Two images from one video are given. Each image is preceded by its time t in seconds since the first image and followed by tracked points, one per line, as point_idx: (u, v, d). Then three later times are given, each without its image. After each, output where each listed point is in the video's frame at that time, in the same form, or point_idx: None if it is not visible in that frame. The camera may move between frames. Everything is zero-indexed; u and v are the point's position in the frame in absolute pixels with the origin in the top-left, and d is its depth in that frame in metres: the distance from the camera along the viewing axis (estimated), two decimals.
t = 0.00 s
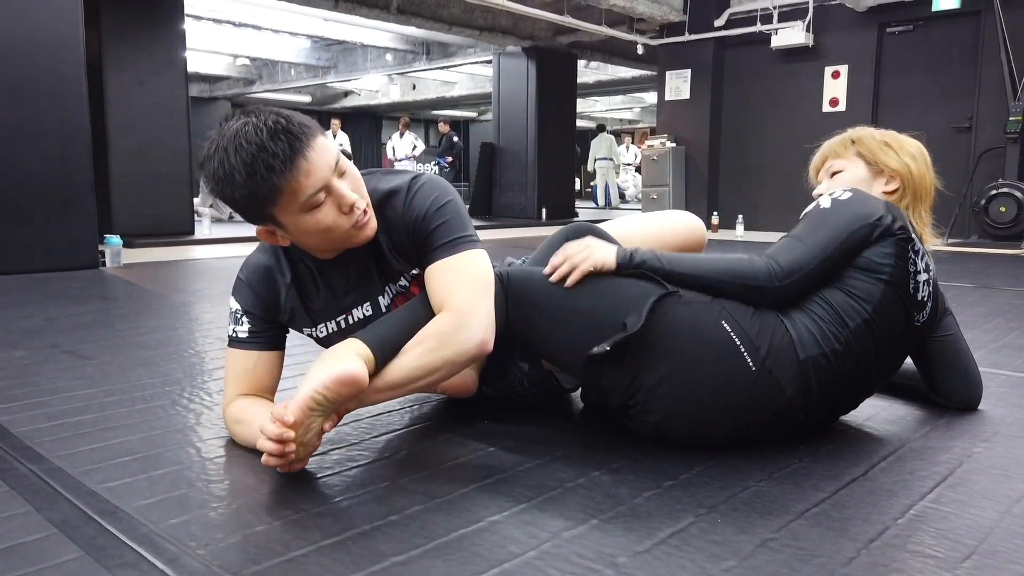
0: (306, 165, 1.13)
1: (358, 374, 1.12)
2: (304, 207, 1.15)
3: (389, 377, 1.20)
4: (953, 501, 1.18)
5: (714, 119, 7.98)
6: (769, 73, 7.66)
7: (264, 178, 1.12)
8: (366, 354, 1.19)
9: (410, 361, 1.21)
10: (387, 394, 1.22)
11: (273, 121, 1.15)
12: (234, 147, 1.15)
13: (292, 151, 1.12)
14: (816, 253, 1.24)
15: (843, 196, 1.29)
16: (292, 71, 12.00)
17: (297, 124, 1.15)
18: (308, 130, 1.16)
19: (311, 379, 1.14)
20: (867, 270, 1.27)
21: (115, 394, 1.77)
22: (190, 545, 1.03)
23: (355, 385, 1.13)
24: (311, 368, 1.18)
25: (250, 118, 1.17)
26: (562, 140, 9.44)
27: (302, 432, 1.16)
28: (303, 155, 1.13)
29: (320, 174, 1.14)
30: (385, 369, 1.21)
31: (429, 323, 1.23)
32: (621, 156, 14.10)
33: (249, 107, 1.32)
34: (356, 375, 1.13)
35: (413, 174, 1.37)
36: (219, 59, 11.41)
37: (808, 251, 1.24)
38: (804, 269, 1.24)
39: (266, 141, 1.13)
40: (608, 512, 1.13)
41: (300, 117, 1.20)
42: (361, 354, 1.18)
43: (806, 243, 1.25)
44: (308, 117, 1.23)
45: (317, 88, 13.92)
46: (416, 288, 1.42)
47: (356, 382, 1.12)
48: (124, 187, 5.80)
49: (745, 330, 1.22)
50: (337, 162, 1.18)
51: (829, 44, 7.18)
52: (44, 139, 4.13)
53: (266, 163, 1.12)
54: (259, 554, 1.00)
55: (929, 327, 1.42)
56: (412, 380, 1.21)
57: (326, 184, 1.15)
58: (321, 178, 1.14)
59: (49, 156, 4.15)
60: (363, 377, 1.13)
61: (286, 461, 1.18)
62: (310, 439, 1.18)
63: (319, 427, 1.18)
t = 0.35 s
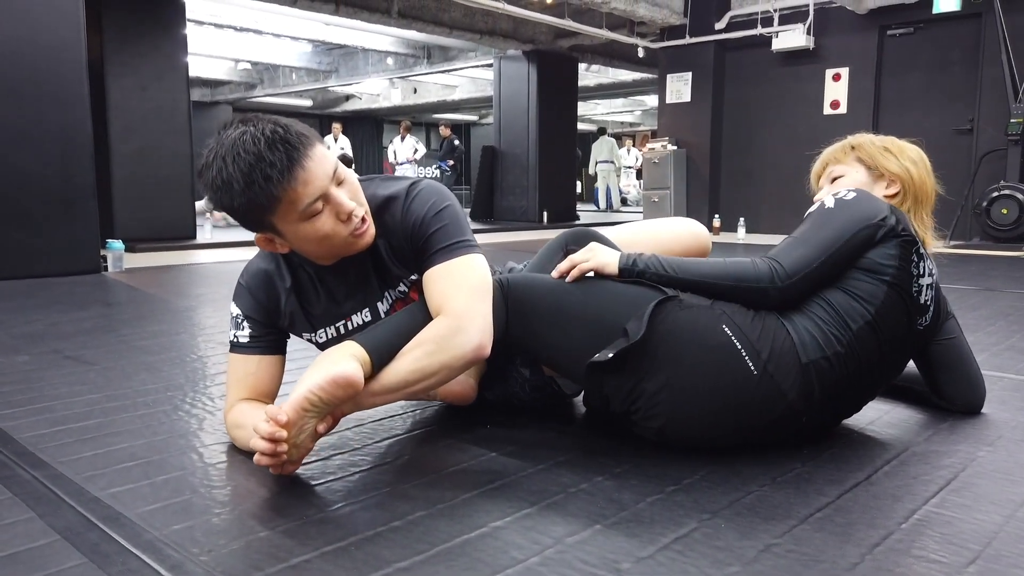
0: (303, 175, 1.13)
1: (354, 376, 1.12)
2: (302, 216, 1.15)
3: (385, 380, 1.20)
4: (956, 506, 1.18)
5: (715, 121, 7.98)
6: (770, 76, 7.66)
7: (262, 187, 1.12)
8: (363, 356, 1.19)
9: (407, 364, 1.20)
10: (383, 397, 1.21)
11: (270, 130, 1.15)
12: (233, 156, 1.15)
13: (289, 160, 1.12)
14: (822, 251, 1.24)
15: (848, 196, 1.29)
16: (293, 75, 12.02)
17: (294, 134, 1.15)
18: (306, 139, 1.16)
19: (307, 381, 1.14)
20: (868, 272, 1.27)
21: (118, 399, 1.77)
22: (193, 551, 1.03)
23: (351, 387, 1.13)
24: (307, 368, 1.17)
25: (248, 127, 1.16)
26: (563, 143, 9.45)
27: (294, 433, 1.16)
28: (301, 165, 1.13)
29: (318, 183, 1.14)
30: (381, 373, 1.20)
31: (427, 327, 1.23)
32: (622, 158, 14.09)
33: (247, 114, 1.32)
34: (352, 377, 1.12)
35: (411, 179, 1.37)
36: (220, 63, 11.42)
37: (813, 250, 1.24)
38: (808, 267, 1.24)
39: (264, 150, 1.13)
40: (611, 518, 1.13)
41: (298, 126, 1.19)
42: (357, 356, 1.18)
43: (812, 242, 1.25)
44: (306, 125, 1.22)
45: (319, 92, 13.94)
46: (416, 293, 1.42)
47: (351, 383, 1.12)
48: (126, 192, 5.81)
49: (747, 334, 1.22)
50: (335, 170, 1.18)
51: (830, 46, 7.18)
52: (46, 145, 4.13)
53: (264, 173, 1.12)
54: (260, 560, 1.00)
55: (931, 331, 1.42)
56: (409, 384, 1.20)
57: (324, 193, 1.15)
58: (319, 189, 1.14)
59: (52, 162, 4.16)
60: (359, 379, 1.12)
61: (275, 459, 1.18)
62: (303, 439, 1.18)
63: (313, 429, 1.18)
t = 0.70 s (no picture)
0: (310, 180, 1.13)
1: (355, 382, 1.12)
2: (309, 222, 1.15)
3: (386, 386, 1.19)
4: (960, 508, 1.17)
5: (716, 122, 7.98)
6: (771, 77, 7.66)
7: (269, 195, 1.12)
8: (363, 363, 1.19)
9: (408, 370, 1.20)
10: (384, 404, 1.21)
11: (273, 137, 1.15)
12: (237, 164, 1.14)
13: (295, 167, 1.12)
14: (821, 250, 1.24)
15: (846, 196, 1.30)
16: (294, 77, 12.04)
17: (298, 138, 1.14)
18: (310, 144, 1.15)
19: (306, 387, 1.14)
20: (868, 272, 1.27)
21: (119, 403, 1.77)
22: (194, 556, 1.02)
23: (352, 393, 1.12)
24: (308, 374, 1.17)
25: (251, 136, 1.16)
26: (564, 145, 9.45)
27: (294, 439, 1.16)
28: (307, 170, 1.13)
29: (324, 188, 1.14)
30: (382, 379, 1.20)
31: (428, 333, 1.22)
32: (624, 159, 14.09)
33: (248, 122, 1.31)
34: (352, 384, 1.12)
35: (413, 184, 1.36)
36: (221, 66, 11.44)
37: (813, 249, 1.24)
38: (807, 266, 1.24)
39: (269, 158, 1.13)
40: (613, 521, 1.13)
41: (301, 131, 1.19)
42: (357, 362, 1.17)
43: (811, 241, 1.25)
44: (308, 130, 1.22)
45: (320, 94, 13.95)
46: (417, 297, 1.42)
47: (350, 390, 1.12)
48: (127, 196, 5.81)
49: (749, 336, 1.21)
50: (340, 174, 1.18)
51: (830, 47, 7.17)
52: (47, 149, 4.14)
53: (270, 181, 1.12)
54: (261, 565, 0.99)
55: (934, 332, 1.42)
56: (409, 390, 1.20)
57: (330, 197, 1.15)
58: (326, 193, 1.14)
59: (53, 166, 4.16)
60: (359, 386, 1.12)
61: (274, 465, 1.17)
62: (303, 445, 1.18)
63: (313, 435, 1.18)
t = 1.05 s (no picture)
0: (309, 190, 1.13)
1: (360, 395, 1.12)
2: (307, 230, 1.15)
3: (390, 397, 1.20)
4: (964, 513, 1.17)
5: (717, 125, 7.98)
6: (772, 79, 7.66)
7: (267, 203, 1.12)
8: (368, 374, 1.19)
9: (412, 381, 1.20)
10: (388, 415, 1.21)
11: (274, 144, 1.15)
12: (237, 171, 1.15)
13: (294, 176, 1.12)
14: (804, 245, 1.26)
15: (842, 200, 1.31)
16: (296, 81, 12.05)
17: (298, 146, 1.14)
18: (311, 152, 1.15)
19: (311, 399, 1.14)
20: (868, 276, 1.26)
21: (122, 408, 1.77)
22: (197, 563, 1.02)
23: (356, 406, 1.13)
24: (312, 385, 1.18)
25: (251, 142, 1.16)
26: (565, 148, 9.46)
27: (298, 451, 1.16)
28: (306, 179, 1.12)
29: (323, 196, 1.14)
30: (386, 390, 1.20)
31: (432, 344, 1.23)
32: (625, 162, 14.09)
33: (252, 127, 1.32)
34: (357, 396, 1.12)
35: (416, 191, 1.36)
36: (223, 70, 11.46)
37: (795, 242, 1.26)
38: (791, 258, 1.25)
39: (269, 165, 1.13)
40: (616, 527, 1.13)
41: (302, 138, 1.19)
42: (362, 373, 1.18)
43: (793, 235, 1.27)
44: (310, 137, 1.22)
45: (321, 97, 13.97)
46: (420, 305, 1.42)
47: (355, 402, 1.12)
48: (129, 199, 5.83)
49: (752, 342, 1.21)
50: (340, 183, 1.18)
51: (832, 50, 7.18)
52: (51, 154, 4.15)
53: (269, 188, 1.12)
54: (265, 572, 0.99)
55: (937, 336, 1.41)
56: (413, 402, 1.20)
57: (329, 206, 1.15)
58: (325, 203, 1.14)
59: (55, 171, 4.17)
60: (363, 398, 1.13)
61: (277, 476, 1.17)
62: (307, 458, 1.18)
63: (317, 446, 1.18)
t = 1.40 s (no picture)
0: (302, 191, 1.13)
1: (355, 393, 1.12)
2: (299, 231, 1.15)
3: (384, 397, 1.20)
4: (966, 514, 1.17)
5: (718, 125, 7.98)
6: (772, 80, 7.66)
7: (259, 202, 1.12)
8: (363, 373, 1.19)
9: (407, 381, 1.20)
10: (382, 415, 1.21)
11: (268, 144, 1.15)
12: (230, 169, 1.15)
13: (286, 176, 1.12)
14: (805, 244, 1.26)
15: (843, 200, 1.31)
16: (297, 82, 12.06)
17: (292, 146, 1.14)
18: (305, 153, 1.15)
19: (306, 395, 1.14)
20: (869, 276, 1.26)
21: (124, 409, 1.77)
22: (199, 563, 1.02)
23: (351, 403, 1.13)
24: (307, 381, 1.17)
25: (245, 141, 1.16)
26: (566, 149, 9.46)
27: (290, 447, 1.16)
28: (298, 179, 1.12)
29: (316, 197, 1.14)
30: (380, 389, 1.20)
31: (427, 344, 1.22)
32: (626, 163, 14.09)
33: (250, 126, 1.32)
34: (352, 394, 1.12)
35: (415, 193, 1.36)
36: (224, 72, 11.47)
37: (796, 242, 1.26)
38: (793, 258, 1.25)
39: (261, 164, 1.13)
40: (619, 527, 1.13)
41: (296, 139, 1.19)
42: (357, 372, 1.17)
43: (793, 234, 1.27)
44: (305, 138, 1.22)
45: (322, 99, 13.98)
46: (418, 306, 1.42)
47: (349, 399, 1.11)
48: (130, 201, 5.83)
49: (754, 342, 1.21)
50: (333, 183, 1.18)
51: (832, 50, 7.18)
52: (52, 156, 4.15)
53: (261, 187, 1.12)
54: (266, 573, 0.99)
55: (938, 338, 1.41)
56: (407, 401, 1.20)
57: (321, 207, 1.15)
58: (318, 204, 1.14)
59: (56, 172, 4.17)
60: (358, 396, 1.12)
61: (267, 472, 1.17)
62: (300, 455, 1.18)
63: (309, 444, 1.18)
